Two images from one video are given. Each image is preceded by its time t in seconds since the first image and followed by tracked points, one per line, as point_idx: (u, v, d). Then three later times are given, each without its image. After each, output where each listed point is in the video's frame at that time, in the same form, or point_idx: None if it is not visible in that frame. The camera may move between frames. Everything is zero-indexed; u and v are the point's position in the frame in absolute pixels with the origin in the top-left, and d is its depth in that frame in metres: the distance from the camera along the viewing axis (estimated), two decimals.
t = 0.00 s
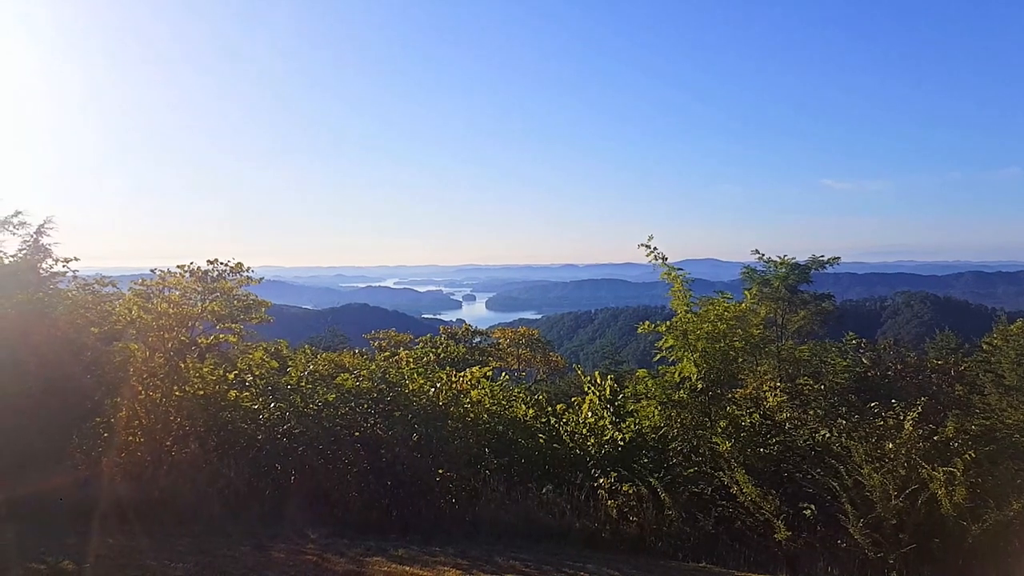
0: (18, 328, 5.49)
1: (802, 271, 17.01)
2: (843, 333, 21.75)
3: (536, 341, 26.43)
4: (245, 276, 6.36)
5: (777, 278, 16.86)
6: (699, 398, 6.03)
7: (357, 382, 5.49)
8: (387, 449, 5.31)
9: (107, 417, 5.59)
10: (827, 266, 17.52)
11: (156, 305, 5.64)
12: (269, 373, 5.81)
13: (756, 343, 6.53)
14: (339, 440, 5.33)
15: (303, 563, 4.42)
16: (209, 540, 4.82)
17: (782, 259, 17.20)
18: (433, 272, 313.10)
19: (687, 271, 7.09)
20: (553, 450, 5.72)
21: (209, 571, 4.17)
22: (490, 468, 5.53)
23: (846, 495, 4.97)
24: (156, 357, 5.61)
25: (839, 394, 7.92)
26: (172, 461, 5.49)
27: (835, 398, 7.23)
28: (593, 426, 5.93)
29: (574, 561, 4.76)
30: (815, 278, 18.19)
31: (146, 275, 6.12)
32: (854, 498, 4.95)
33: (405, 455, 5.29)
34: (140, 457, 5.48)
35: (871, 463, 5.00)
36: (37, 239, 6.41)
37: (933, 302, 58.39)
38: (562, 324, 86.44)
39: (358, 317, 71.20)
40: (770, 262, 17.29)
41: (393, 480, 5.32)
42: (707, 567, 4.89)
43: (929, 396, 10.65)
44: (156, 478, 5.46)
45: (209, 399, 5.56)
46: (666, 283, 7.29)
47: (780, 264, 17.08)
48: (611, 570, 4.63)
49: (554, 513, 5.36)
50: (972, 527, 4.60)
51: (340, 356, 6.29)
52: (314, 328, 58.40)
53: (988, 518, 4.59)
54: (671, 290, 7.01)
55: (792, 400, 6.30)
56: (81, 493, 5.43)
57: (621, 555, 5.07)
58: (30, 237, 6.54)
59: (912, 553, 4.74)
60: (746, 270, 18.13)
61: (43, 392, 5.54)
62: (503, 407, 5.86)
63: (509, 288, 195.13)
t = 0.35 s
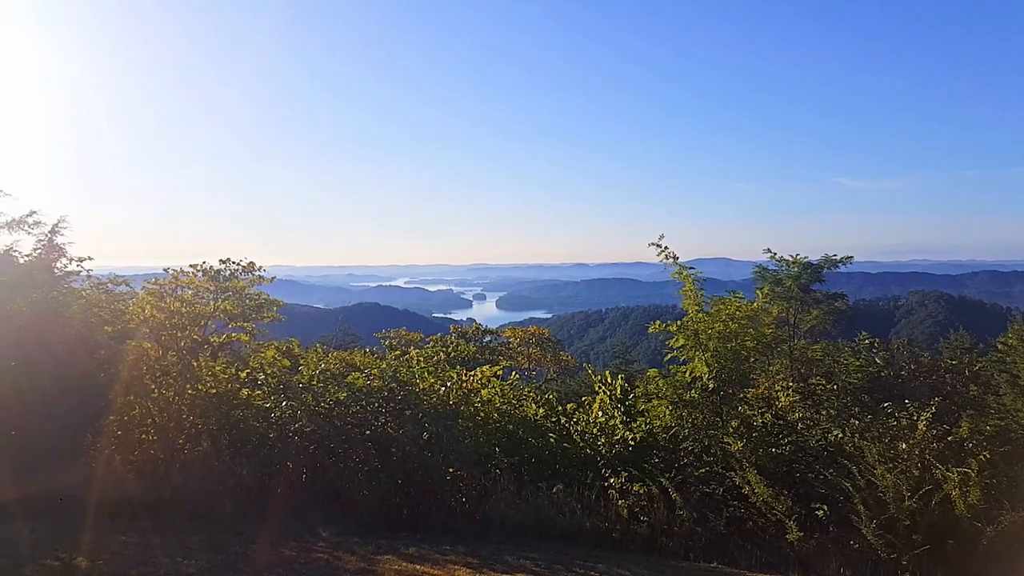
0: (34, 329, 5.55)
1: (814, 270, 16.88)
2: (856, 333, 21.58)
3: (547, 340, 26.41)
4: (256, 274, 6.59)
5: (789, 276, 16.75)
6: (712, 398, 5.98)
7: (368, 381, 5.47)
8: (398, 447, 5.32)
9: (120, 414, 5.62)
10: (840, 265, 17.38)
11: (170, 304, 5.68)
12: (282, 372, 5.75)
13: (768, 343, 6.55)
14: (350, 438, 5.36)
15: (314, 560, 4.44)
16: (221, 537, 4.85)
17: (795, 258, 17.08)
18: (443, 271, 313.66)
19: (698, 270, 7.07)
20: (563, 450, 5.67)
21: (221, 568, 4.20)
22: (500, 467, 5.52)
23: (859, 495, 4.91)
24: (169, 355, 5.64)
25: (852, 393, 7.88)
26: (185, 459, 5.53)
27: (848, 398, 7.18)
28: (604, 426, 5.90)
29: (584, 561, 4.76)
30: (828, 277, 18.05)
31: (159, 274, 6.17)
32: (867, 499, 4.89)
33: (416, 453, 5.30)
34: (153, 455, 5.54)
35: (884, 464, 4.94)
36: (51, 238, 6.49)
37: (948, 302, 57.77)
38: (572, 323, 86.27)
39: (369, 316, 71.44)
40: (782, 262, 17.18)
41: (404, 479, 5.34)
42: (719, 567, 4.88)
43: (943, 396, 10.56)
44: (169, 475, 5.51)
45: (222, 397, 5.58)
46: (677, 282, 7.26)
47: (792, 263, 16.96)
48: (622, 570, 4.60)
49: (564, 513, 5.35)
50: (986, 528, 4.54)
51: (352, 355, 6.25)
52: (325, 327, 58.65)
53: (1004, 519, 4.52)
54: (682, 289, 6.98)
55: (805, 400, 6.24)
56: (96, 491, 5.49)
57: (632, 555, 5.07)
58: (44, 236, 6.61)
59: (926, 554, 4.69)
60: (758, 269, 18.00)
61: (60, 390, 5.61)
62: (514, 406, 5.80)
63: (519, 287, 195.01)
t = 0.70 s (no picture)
0: (50, 328, 5.34)
1: (829, 270, 16.74)
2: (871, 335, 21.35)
3: (559, 340, 26.38)
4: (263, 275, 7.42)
5: (803, 276, 16.61)
6: (725, 399, 5.92)
7: (380, 381, 5.47)
8: (409, 446, 5.31)
9: (134, 413, 5.65)
10: (855, 265, 17.21)
11: (184, 304, 6.01)
12: (294, 372, 5.78)
13: (782, 344, 6.52)
14: (361, 437, 5.36)
15: (326, 559, 4.45)
16: (233, 536, 4.87)
17: (809, 258, 16.93)
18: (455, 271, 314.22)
19: (711, 271, 7.03)
20: (575, 451, 5.63)
21: (233, 566, 4.21)
22: (511, 468, 5.49)
23: (874, 497, 4.83)
24: (182, 354, 5.81)
25: (867, 394, 7.80)
26: (198, 458, 5.58)
27: (863, 399, 7.08)
28: (616, 426, 5.86)
29: (596, 562, 4.74)
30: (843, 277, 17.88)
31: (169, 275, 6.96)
32: (881, 501, 4.82)
33: (427, 452, 5.28)
34: (166, 453, 5.60)
35: (899, 466, 4.86)
36: (66, 237, 6.55)
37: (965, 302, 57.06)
38: (584, 323, 86.11)
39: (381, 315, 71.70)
40: (795, 262, 17.04)
41: (415, 478, 5.34)
42: (731, 569, 4.86)
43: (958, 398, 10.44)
44: (182, 474, 5.57)
45: (234, 396, 5.62)
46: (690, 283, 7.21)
47: (806, 263, 16.82)
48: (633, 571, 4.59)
49: (576, 513, 5.36)
50: (1002, 532, 4.47)
51: (364, 356, 6.23)
52: (337, 327, 58.93)
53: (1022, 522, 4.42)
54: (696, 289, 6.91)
55: (819, 401, 6.21)
56: (110, 490, 5.49)
57: (644, 557, 5.04)
58: (59, 236, 6.66)
59: (941, 558, 4.62)
60: (772, 269, 17.86)
61: (77, 390, 5.46)
62: (525, 406, 5.78)
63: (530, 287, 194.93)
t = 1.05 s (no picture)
0: (63, 328, 5.33)
1: (841, 270, 16.62)
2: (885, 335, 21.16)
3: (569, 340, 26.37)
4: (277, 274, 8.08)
5: (815, 275, 16.50)
6: (736, 399, 5.89)
7: (391, 381, 5.51)
8: (420, 446, 5.32)
9: (147, 413, 5.70)
10: (868, 265, 17.08)
11: (196, 304, 6.60)
12: (306, 372, 5.86)
13: (794, 345, 6.48)
14: (373, 437, 5.37)
15: (338, 558, 4.48)
16: (246, 535, 4.91)
17: (821, 257, 16.81)
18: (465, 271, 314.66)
19: (722, 270, 6.99)
20: (586, 450, 5.63)
21: (246, 565, 4.24)
22: (522, 467, 5.49)
23: (886, 498, 4.80)
24: (194, 354, 6.12)
25: (880, 395, 7.74)
26: (210, 457, 5.62)
27: (875, 400, 7.02)
28: (627, 426, 5.85)
29: (606, 562, 4.73)
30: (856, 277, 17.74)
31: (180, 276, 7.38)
32: (894, 502, 4.79)
33: (439, 452, 5.30)
34: (179, 453, 5.66)
35: (912, 466, 4.82)
36: (80, 239, 6.62)
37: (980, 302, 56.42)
38: (594, 323, 85.92)
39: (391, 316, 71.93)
40: (807, 262, 16.96)
41: (426, 478, 5.36)
42: (742, 570, 4.83)
43: (971, 398, 10.34)
44: (195, 473, 5.60)
45: (247, 396, 5.69)
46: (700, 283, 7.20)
47: (818, 262, 16.72)
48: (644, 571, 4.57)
49: (587, 513, 5.34)
50: (1017, 532, 4.35)
51: (374, 356, 6.26)
52: (348, 327, 59.19)
53: None
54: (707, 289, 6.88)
55: (831, 401, 6.17)
56: (125, 489, 5.55)
57: (654, 557, 5.02)
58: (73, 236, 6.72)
59: (954, 559, 4.56)
60: (784, 269, 17.75)
61: (89, 391, 5.46)
62: (536, 406, 5.79)
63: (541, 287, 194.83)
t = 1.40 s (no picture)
0: (77, 328, 5.64)
1: (854, 270, 16.47)
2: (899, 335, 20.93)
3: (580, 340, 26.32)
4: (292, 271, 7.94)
5: (828, 275, 16.35)
6: (747, 399, 5.86)
7: (401, 379, 5.56)
8: (430, 446, 5.34)
9: (161, 411, 5.75)
10: (881, 265, 16.92)
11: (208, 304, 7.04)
12: (317, 369, 6.00)
13: (806, 345, 6.45)
14: (384, 435, 5.40)
15: (348, 556, 4.50)
16: (258, 533, 4.94)
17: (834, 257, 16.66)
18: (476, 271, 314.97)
19: (734, 270, 6.94)
20: (596, 450, 5.64)
21: (257, 563, 4.27)
22: (532, 467, 5.50)
23: (899, 500, 4.75)
24: (207, 354, 6.04)
25: (894, 396, 7.68)
26: (223, 455, 5.62)
27: (889, 400, 6.98)
28: (637, 426, 5.83)
29: (616, 562, 4.72)
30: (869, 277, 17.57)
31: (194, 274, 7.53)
32: (908, 504, 4.75)
33: (449, 451, 5.30)
34: (192, 451, 5.64)
35: (925, 468, 4.77)
36: (94, 239, 6.70)
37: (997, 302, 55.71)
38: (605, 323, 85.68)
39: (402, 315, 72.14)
40: (820, 262, 16.83)
41: (437, 477, 5.35)
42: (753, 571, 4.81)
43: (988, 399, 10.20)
44: (207, 472, 5.61)
45: (259, 394, 5.73)
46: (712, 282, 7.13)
47: (831, 262, 16.58)
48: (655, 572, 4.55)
49: (597, 513, 5.30)
50: None
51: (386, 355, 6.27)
52: (359, 326, 59.42)
53: None
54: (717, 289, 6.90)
55: (844, 402, 6.12)
56: (137, 487, 5.50)
57: (665, 557, 5.00)
58: (88, 236, 6.79)
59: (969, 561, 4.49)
60: (796, 269, 17.62)
61: (103, 388, 5.74)
62: (546, 406, 5.79)
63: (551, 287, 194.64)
